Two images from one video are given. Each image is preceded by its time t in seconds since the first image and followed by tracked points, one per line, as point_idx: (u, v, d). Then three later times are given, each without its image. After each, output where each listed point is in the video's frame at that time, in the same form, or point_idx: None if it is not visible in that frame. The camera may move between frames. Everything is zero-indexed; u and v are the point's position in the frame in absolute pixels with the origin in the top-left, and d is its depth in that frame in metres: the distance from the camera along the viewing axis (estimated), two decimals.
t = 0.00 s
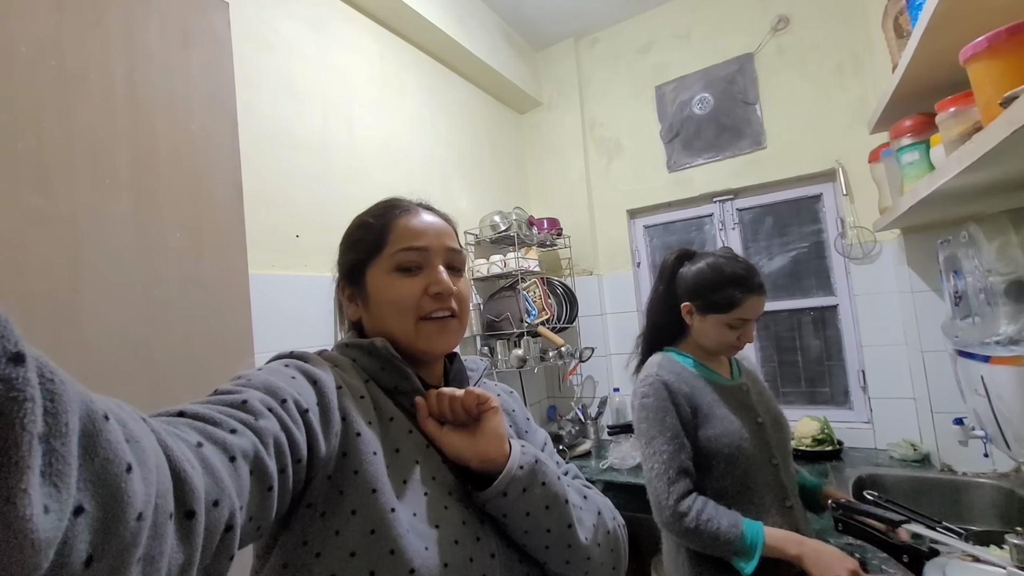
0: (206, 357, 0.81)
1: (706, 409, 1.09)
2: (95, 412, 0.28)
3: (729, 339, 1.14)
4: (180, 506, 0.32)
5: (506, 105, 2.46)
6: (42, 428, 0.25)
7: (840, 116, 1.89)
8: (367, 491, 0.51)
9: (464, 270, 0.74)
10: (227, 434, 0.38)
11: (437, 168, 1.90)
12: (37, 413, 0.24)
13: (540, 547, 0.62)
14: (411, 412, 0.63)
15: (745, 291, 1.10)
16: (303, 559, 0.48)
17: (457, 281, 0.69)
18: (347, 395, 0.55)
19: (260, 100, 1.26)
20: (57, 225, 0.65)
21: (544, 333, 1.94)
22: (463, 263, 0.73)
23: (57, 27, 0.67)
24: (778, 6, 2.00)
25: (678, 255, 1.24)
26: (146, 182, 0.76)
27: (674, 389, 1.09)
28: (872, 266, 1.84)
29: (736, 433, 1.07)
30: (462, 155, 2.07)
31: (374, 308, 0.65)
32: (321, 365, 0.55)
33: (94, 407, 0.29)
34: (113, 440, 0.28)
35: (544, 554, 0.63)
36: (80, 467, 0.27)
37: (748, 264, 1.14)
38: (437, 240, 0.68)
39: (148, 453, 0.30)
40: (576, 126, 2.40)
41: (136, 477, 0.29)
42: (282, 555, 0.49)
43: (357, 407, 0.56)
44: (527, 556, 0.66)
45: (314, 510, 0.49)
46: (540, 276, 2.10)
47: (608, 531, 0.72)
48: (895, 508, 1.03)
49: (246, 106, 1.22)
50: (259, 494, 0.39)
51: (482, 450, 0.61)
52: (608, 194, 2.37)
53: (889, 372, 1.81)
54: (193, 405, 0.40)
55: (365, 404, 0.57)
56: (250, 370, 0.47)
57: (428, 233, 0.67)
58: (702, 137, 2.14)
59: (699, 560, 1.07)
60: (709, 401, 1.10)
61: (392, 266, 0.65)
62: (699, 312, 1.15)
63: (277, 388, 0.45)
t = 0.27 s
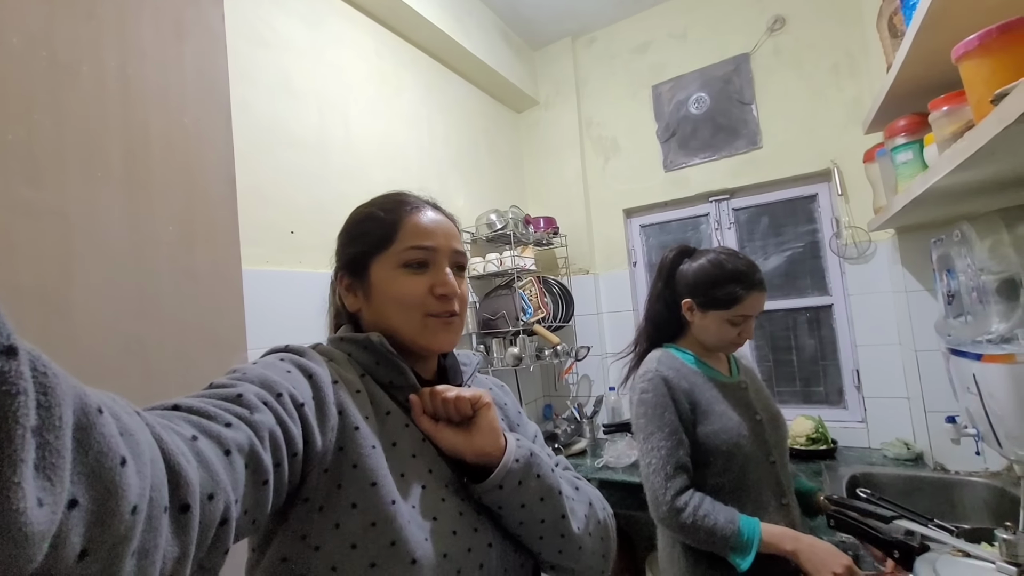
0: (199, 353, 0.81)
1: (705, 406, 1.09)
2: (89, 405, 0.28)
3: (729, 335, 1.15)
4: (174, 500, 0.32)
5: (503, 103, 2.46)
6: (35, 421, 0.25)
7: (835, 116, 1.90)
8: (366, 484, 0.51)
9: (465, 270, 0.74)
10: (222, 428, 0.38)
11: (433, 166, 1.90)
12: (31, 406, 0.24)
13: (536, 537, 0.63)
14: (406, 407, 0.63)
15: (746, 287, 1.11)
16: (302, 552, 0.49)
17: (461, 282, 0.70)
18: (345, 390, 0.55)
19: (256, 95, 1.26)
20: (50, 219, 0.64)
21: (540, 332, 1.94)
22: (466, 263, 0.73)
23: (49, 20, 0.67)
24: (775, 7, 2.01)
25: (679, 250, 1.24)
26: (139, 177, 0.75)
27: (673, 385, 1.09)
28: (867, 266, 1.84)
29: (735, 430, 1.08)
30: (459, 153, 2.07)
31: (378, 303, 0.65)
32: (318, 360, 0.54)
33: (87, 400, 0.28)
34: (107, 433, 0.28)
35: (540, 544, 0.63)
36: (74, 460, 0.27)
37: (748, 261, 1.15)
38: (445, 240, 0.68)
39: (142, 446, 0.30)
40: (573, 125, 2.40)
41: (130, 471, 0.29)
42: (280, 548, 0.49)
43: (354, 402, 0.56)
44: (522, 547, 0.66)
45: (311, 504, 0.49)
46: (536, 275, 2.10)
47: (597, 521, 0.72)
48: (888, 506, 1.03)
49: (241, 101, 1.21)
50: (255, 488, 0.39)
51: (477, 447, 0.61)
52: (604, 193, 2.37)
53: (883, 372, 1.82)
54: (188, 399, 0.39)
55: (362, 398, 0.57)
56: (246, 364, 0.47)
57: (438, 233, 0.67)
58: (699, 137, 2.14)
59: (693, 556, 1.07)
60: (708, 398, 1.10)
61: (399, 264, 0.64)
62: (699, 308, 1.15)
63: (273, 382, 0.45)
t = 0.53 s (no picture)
0: (197, 346, 0.83)
1: (699, 401, 1.11)
2: (97, 393, 0.29)
3: (723, 334, 1.17)
4: (183, 486, 0.33)
5: (500, 104, 2.48)
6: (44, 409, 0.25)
7: (826, 120, 1.92)
8: (378, 471, 0.52)
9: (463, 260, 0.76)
10: (229, 416, 0.38)
11: (430, 165, 1.92)
12: (41, 394, 0.25)
13: (533, 522, 0.65)
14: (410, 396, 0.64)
15: (742, 286, 1.13)
16: (315, 537, 0.51)
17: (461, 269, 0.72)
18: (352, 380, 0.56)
19: (255, 93, 1.27)
20: (52, 216, 0.66)
21: (534, 330, 1.96)
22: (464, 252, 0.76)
23: (49, 19, 0.68)
24: (768, 11, 2.03)
25: (675, 248, 1.25)
26: (139, 174, 0.77)
27: (667, 380, 1.11)
28: (857, 267, 1.86)
29: (727, 426, 1.09)
30: (455, 153, 2.09)
31: (382, 288, 0.66)
32: (323, 350, 0.55)
33: (95, 388, 0.29)
34: (115, 421, 0.29)
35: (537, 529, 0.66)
36: (84, 447, 0.28)
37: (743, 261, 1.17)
38: (446, 228, 0.70)
39: (151, 434, 0.31)
40: (569, 126, 2.42)
41: (139, 458, 0.29)
42: (291, 534, 0.51)
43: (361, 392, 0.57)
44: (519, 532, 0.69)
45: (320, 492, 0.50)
46: (531, 274, 2.12)
47: (590, 506, 0.74)
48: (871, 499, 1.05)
49: (239, 99, 1.23)
50: (262, 474, 0.40)
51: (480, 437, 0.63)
52: (599, 194, 2.39)
53: (872, 372, 1.84)
54: (195, 388, 0.40)
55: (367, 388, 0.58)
56: (252, 352, 0.48)
57: (439, 221, 0.70)
58: (692, 139, 2.17)
59: (683, 550, 1.08)
60: (702, 393, 1.12)
61: (403, 249, 0.66)
62: (695, 306, 1.17)
63: (279, 371, 0.46)
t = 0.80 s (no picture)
0: (195, 343, 0.86)
1: (680, 398, 1.15)
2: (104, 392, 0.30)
3: (704, 333, 1.21)
4: (187, 484, 0.34)
5: (493, 108, 2.52)
6: (52, 407, 0.27)
7: (810, 127, 1.97)
8: (388, 468, 0.56)
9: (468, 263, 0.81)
10: (234, 415, 0.40)
11: (424, 168, 1.96)
12: (48, 392, 0.26)
13: (537, 518, 0.69)
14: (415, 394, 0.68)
15: (722, 287, 1.17)
16: (325, 535, 0.54)
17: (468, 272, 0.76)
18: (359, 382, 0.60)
19: (252, 98, 1.31)
20: (57, 216, 0.70)
21: (524, 330, 2.00)
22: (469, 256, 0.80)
23: (58, 31, 0.72)
24: (754, 20, 2.08)
25: (658, 250, 1.30)
26: (141, 178, 0.81)
27: (649, 378, 1.15)
28: (839, 270, 1.92)
29: (705, 422, 1.14)
30: (449, 156, 2.13)
31: (394, 286, 0.70)
32: (330, 350, 0.57)
33: (103, 387, 0.30)
34: (121, 419, 0.30)
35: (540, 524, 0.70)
36: (90, 446, 0.29)
37: (723, 263, 1.22)
38: (456, 232, 0.75)
39: (156, 433, 0.32)
40: (561, 131, 2.47)
41: (143, 456, 0.31)
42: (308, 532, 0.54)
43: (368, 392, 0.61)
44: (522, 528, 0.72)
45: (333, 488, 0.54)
46: (522, 275, 2.16)
47: (592, 504, 0.79)
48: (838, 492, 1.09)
49: (237, 104, 1.27)
50: (266, 471, 0.42)
51: (486, 436, 0.67)
52: (590, 197, 2.44)
53: (853, 372, 1.89)
54: (201, 386, 0.42)
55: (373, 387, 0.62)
56: (258, 351, 0.50)
57: (450, 225, 0.74)
58: (681, 144, 2.22)
59: (661, 541, 1.13)
60: (682, 391, 1.16)
61: (416, 250, 0.70)
62: (677, 306, 1.21)
63: (284, 369, 0.48)
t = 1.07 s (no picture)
0: (190, 338, 0.90)
1: (653, 397, 1.20)
2: (110, 395, 0.29)
3: (677, 335, 1.26)
4: (194, 488, 0.32)
5: (485, 113, 2.58)
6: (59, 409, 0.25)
7: (792, 135, 2.03)
8: (403, 465, 0.53)
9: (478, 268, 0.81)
10: (240, 417, 0.38)
11: (415, 171, 2.01)
12: (54, 395, 0.24)
13: (547, 514, 0.68)
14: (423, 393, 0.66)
15: (694, 290, 1.22)
16: (340, 537, 0.52)
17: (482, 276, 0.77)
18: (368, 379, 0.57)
19: (248, 104, 1.35)
20: (61, 216, 0.74)
21: (512, 331, 2.05)
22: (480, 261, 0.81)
23: (63, 42, 0.77)
24: (740, 31, 2.14)
25: (636, 255, 1.35)
26: (140, 180, 0.85)
27: (624, 377, 1.20)
28: (818, 275, 1.98)
29: (678, 420, 1.19)
30: (440, 159, 2.18)
31: (415, 284, 0.68)
32: (337, 349, 0.54)
33: (106, 390, 0.29)
34: (127, 421, 0.28)
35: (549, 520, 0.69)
36: (96, 450, 0.27)
37: (696, 268, 1.27)
38: (475, 237, 0.75)
39: (163, 435, 0.30)
40: (551, 136, 2.52)
41: (150, 460, 0.29)
42: (319, 533, 0.52)
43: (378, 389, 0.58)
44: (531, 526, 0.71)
45: (344, 488, 0.51)
46: (511, 277, 2.21)
47: (598, 500, 0.79)
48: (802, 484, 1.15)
49: (232, 109, 1.31)
50: (276, 474, 0.40)
51: (496, 433, 0.66)
52: (580, 201, 2.49)
53: (832, 374, 1.94)
54: (205, 389, 0.39)
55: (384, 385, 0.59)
56: (265, 352, 0.47)
57: (471, 230, 0.74)
58: (668, 151, 2.27)
59: (636, 533, 1.17)
60: (656, 390, 1.21)
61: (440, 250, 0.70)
62: (651, 309, 1.26)
63: (291, 371, 0.45)
